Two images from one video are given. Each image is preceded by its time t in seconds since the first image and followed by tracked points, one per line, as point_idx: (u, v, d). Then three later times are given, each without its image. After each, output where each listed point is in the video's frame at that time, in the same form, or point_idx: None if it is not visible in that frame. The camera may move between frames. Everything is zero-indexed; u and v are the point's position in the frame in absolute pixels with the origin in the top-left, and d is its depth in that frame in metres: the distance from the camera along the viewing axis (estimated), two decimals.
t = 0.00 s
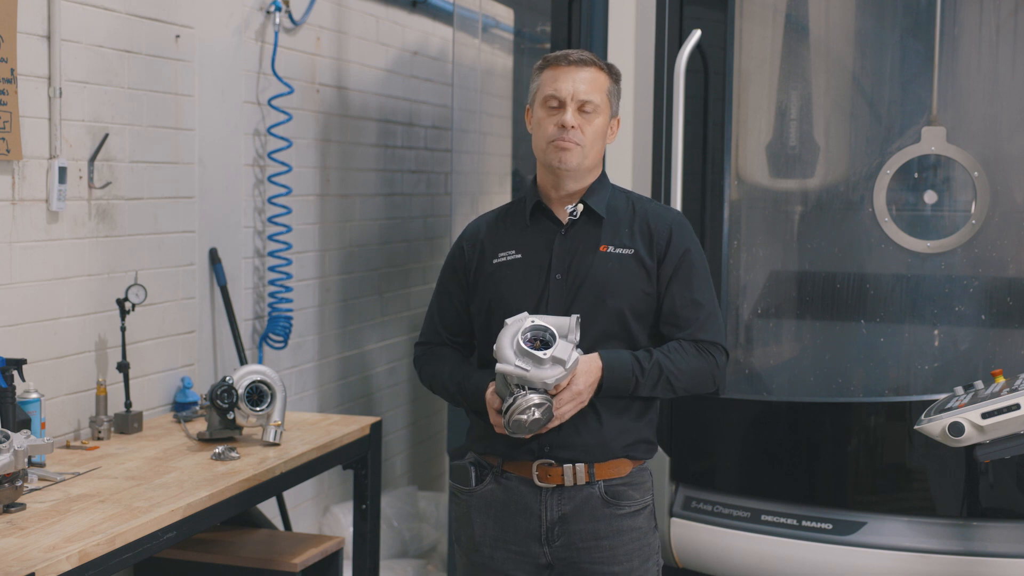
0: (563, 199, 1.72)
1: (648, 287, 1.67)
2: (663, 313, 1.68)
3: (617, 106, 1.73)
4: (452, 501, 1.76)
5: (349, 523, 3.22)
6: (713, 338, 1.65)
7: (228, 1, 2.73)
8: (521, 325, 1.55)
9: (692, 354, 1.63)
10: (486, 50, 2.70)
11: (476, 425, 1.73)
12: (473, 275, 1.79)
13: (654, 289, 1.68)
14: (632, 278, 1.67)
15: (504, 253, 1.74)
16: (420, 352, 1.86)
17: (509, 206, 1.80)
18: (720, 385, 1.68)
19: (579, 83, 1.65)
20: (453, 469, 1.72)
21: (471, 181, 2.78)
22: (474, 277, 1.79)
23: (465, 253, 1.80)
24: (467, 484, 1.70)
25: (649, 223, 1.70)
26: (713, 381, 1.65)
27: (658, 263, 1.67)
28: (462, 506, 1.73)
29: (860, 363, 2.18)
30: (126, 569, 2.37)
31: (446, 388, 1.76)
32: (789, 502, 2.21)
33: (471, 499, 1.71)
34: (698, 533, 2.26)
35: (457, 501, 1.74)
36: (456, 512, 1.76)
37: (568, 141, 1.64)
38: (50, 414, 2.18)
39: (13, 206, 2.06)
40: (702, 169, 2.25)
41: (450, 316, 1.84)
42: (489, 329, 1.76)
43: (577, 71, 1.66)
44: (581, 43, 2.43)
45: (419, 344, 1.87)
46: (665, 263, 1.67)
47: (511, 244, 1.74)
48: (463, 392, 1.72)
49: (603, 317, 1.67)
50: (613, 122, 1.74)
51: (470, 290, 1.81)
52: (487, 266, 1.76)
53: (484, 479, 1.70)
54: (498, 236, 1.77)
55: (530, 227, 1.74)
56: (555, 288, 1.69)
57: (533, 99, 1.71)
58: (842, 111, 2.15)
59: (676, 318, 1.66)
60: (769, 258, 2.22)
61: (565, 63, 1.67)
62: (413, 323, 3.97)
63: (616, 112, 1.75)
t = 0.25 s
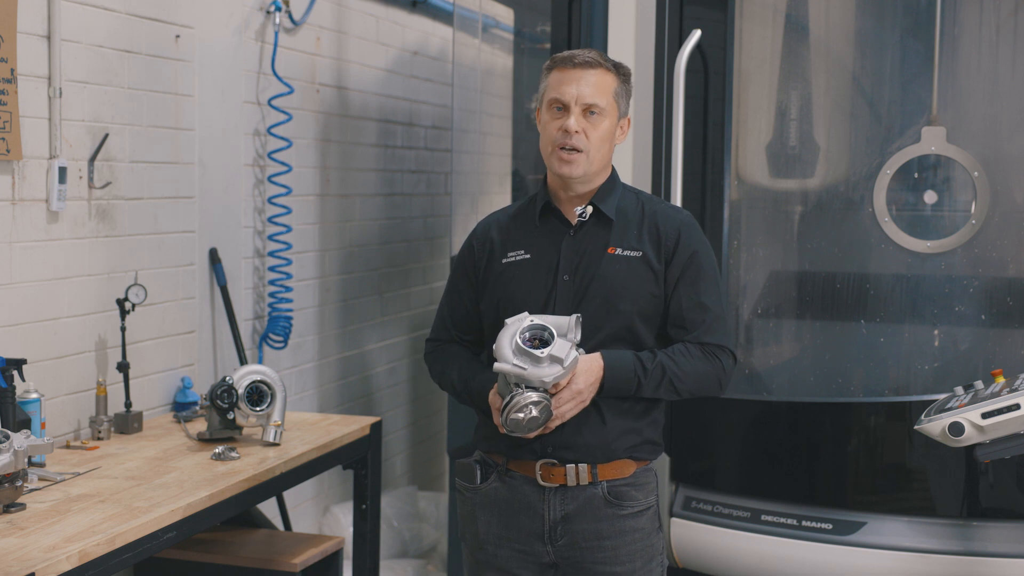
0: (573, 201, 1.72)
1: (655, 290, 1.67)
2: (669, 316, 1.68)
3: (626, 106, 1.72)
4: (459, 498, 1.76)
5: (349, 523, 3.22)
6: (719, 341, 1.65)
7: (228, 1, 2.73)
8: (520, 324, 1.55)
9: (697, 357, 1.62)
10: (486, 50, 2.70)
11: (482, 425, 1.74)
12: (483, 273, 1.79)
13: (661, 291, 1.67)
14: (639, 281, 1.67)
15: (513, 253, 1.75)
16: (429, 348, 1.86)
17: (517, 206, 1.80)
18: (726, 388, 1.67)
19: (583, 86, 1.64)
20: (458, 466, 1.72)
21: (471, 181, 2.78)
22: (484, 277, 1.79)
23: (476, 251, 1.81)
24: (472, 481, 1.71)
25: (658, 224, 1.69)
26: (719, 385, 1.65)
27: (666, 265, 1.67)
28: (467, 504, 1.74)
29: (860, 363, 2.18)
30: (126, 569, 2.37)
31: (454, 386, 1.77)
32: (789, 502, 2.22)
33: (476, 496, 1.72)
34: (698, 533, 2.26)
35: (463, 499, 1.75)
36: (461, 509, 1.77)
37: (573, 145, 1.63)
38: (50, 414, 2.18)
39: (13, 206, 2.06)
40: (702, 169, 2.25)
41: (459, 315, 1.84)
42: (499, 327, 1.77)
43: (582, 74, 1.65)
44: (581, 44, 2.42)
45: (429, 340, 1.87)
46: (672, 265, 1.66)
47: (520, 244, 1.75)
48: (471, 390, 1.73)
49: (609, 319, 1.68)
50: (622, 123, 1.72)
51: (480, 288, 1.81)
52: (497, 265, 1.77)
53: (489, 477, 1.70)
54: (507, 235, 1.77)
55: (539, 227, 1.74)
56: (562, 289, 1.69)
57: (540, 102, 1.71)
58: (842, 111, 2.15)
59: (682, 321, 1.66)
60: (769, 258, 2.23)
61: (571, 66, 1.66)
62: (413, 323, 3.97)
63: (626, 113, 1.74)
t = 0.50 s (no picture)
0: (579, 202, 1.72)
1: (658, 292, 1.67)
2: (672, 320, 1.67)
3: (634, 106, 1.71)
4: (459, 496, 1.77)
5: (349, 523, 3.22)
6: (721, 345, 1.64)
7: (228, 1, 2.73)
8: (518, 325, 1.55)
9: (697, 361, 1.62)
10: (486, 50, 2.70)
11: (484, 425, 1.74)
12: (488, 271, 1.80)
13: (664, 293, 1.67)
14: (641, 283, 1.66)
15: (518, 251, 1.75)
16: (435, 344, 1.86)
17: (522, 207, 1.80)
18: (727, 394, 1.66)
19: (588, 88, 1.64)
20: (458, 465, 1.72)
21: (471, 181, 2.78)
22: (489, 275, 1.80)
23: (482, 250, 1.81)
24: (471, 480, 1.71)
25: (662, 227, 1.69)
26: (720, 390, 1.64)
27: (669, 267, 1.66)
28: (467, 502, 1.74)
29: (860, 363, 2.18)
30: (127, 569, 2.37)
31: (456, 386, 1.77)
32: (789, 502, 2.21)
33: (476, 495, 1.72)
34: (698, 533, 2.26)
35: (463, 498, 1.75)
36: (461, 508, 1.77)
37: (578, 147, 1.64)
38: (50, 414, 2.18)
39: (13, 206, 2.06)
40: (702, 169, 2.25)
41: (462, 314, 1.84)
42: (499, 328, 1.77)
43: (588, 75, 1.65)
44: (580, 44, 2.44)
45: (436, 336, 1.88)
46: (675, 268, 1.66)
47: (525, 243, 1.75)
48: (472, 389, 1.73)
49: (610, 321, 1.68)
50: (630, 124, 1.72)
51: (485, 287, 1.81)
52: (501, 263, 1.77)
53: (488, 476, 1.70)
54: (513, 234, 1.77)
55: (544, 227, 1.74)
56: (564, 289, 1.69)
57: (548, 102, 1.71)
58: (842, 111, 2.15)
59: (684, 325, 1.65)
60: (769, 258, 2.23)
61: (577, 67, 1.66)
62: (413, 323, 3.97)
63: (635, 113, 1.73)
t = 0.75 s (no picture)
0: (581, 201, 1.72)
1: (657, 293, 1.66)
2: (671, 321, 1.67)
3: (643, 111, 1.72)
4: (455, 498, 1.77)
5: (349, 523, 3.22)
6: (719, 348, 1.63)
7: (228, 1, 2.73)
8: (514, 319, 1.56)
9: (694, 363, 1.62)
10: (486, 50, 2.70)
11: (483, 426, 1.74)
12: (490, 270, 1.80)
13: (663, 295, 1.67)
14: (641, 283, 1.66)
15: (519, 251, 1.75)
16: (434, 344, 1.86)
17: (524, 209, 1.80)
18: (724, 397, 1.66)
19: (602, 87, 1.64)
20: (456, 466, 1.72)
21: (471, 181, 2.78)
22: (490, 275, 1.80)
23: (483, 250, 1.81)
24: (469, 482, 1.71)
25: (663, 229, 1.68)
26: (717, 393, 1.64)
27: (669, 269, 1.66)
28: (464, 504, 1.74)
29: (860, 363, 2.18)
30: (127, 569, 2.37)
31: (454, 387, 1.76)
32: (789, 502, 2.22)
33: (473, 497, 1.72)
34: (698, 533, 2.25)
35: (461, 499, 1.75)
36: (459, 510, 1.77)
37: (587, 146, 1.64)
38: (50, 414, 2.18)
39: (13, 206, 2.06)
40: (702, 169, 2.26)
41: (462, 313, 1.84)
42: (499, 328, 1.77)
43: (602, 75, 1.65)
44: (581, 44, 2.44)
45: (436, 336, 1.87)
46: (675, 269, 1.66)
47: (526, 242, 1.75)
48: (470, 388, 1.73)
49: (610, 321, 1.67)
50: (637, 127, 1.73)
51: (486, 287, 1.81)
52: (502, 263, 1.77)
53: (485, 478, 1.70)
54: (515, 234, 1.78)
55: (546, 226, 1.75)
56: (564, 288, 1.70)
57: (558, 99, 1.71)
58: (842, 111, 2.15)
59: (683, 327, 1.65)
60: (769, 258, 2.23)
61: (591, 66, 1.66)
62: (413, 323, 3.97)
63: (642, 117, 1.74)
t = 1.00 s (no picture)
0: (584, 200, 1.72)
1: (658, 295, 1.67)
2: (671, 324, 1.68)
3: (647, 113, 1.73)
4: (452, 503, 1.76)
5: (349, 523, 3.22)
6: (720, 352, 1.64)
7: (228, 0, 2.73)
8: (520, 311, 1.56)
9: (696, 365, 1.62)
10: (486, 50, 2.70)
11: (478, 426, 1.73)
12: (488, 271, 1.79)
13: (664, 298, 1.68)
14: (643, 285, 1.66)
15: (520, 251, 1.75)
16: (429, 345, 1.85)
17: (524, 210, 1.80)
18: (722, 402, 1.67)
19: (609, 85, 1.65)
20: (451, 470, 1.72)
21: (471, 181, 2.78)
22: (488, 276, 1.79)
23: (482, 250, 1.81)
24: (465, 487, 1.71)
25: (666, 232, 1.69)
26: (716, 396, 1.64)
27: (671, 272, 1.67)
28: (461, 508, 1.74)
29: (860, 363, 2.18)
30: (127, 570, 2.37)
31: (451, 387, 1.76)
32: (789, 502, 2.22)
33: (469, 502, 1.71)
34: (698, 533, 2.25)
35: (456, 503, 1.75)
36: (455, 514, 1.77)
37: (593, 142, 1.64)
38: (50, 414, 2.18)
39: (13, 206, 2.06)
40: (702, 169, 2.26)
41: (460, 314, 1.83)
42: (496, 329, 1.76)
43: (609, 73, 1.66)
44: (582, 45, 2.43)
45: (431, 337, 1.87)
46: (677, 273, 1.66)
47: (527, 242, 1.75)
48: (467, 388, 1.72)
49: (610, 322, 1.68)
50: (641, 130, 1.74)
51: (484, 288, 1.80)
52: (502, 263, 1.76)
53: (481, 482, 1.70)
54: (515, 235, 1.77)
55: (548, 227, 1.74)
56: (565, 289, 1.69)
57: (564, 97, 1.71)
58: (842, 111, 2.15)
59: (684, 330, 1.66)
60: (769, 258, 2.23)
61: (598, 65, 1.67)
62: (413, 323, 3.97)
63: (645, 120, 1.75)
